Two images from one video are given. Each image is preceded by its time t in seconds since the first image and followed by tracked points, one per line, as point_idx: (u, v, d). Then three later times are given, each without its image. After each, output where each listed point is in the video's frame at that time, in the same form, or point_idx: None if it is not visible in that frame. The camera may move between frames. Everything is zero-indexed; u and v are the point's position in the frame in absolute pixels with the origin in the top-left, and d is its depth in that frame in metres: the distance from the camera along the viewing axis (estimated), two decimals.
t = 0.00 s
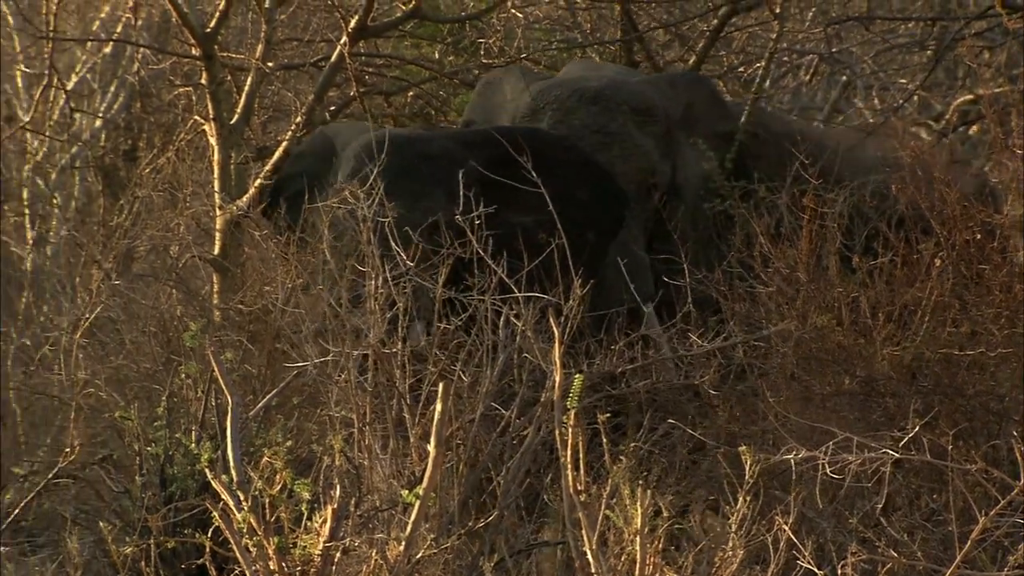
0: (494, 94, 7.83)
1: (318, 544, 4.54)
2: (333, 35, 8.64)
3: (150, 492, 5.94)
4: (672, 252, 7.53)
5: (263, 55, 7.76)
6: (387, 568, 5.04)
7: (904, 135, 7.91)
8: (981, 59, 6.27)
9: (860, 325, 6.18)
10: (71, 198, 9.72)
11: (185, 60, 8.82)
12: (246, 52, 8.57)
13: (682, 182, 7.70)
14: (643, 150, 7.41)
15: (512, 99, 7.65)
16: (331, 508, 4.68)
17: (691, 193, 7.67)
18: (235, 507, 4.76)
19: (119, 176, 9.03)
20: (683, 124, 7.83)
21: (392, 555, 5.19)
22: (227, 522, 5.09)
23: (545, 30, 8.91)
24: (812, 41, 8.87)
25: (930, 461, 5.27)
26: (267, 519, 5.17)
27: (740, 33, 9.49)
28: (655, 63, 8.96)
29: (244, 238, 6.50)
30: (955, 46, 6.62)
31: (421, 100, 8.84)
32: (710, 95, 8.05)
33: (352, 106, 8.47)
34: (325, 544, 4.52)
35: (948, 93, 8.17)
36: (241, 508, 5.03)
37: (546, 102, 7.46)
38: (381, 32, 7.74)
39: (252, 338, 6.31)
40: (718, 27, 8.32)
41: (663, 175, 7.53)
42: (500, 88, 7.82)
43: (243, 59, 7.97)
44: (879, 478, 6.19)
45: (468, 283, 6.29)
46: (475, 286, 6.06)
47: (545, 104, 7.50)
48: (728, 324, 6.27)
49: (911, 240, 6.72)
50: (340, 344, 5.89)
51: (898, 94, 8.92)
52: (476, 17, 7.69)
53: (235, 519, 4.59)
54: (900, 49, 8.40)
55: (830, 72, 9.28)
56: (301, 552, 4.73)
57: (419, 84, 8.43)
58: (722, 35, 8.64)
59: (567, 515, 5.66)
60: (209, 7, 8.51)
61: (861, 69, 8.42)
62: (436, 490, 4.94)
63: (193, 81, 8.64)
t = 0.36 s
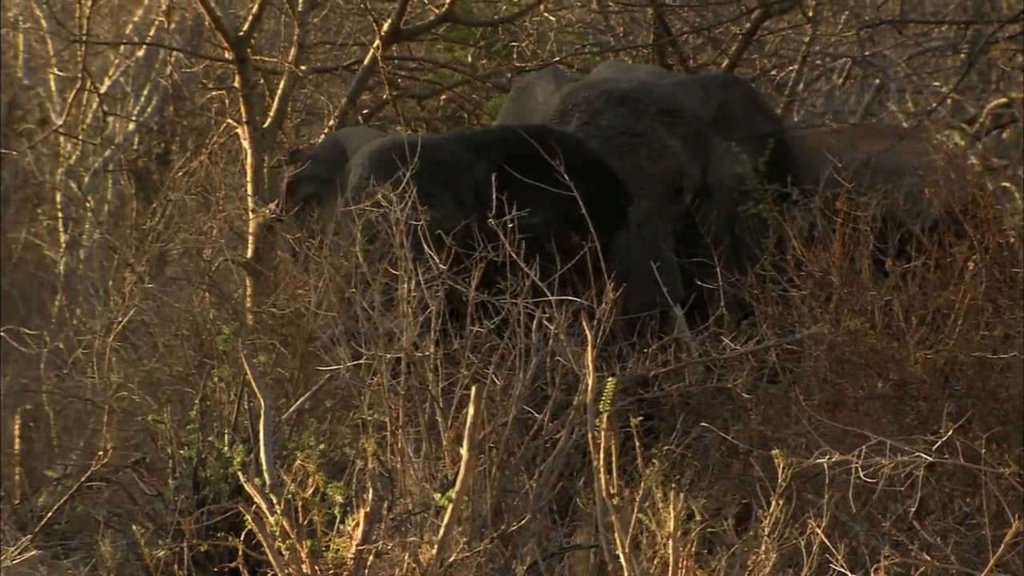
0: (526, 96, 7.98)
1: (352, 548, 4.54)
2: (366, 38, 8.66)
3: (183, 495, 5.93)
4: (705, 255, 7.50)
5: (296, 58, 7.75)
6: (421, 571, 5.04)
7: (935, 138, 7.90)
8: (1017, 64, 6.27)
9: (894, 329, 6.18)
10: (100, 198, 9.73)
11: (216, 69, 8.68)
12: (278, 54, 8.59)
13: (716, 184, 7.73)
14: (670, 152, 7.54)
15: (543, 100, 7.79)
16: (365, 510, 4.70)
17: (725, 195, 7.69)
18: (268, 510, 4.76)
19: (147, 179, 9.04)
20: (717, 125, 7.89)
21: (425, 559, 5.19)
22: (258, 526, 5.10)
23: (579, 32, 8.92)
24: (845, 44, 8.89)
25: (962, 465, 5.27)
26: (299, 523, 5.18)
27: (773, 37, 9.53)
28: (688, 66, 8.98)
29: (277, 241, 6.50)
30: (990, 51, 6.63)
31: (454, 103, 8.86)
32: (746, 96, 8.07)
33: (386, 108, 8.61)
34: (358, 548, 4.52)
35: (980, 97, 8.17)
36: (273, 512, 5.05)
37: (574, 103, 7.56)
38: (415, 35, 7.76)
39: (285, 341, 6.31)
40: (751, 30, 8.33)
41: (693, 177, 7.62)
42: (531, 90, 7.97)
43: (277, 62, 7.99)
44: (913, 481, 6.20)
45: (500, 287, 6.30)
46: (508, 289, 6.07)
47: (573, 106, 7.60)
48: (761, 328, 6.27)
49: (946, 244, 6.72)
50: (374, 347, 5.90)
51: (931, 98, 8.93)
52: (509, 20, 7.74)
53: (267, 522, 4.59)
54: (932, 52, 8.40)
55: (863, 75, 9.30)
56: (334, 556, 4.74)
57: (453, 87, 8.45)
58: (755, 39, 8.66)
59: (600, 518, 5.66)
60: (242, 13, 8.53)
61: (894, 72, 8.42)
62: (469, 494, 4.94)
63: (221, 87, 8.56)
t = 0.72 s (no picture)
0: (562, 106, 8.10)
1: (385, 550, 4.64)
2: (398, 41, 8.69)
3: (215, 497, 5.94)
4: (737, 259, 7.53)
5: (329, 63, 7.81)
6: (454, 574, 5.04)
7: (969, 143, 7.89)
8: None
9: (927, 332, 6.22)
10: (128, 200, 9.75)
11: (247, 81, 8.71)
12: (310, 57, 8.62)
13: (748, 191, 7.77)
14: (699, 160, 7.62)
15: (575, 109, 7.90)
16: (398, 515, 4.84)
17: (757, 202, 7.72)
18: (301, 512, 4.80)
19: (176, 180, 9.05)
20: (748, 133, 7.92)
21: (459, 560, 5.21)
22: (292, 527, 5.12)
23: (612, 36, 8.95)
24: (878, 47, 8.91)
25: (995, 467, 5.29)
26: (333, 526, 5.18)
27: (805, 40, 9.54)
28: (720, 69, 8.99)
29: (310, 243, 6.50)
30: None
31: (486, 106, 8.87)
32: (778, 103, 8.10)
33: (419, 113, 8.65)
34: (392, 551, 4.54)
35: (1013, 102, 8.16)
36: (307, 513, 5.07)
37: (602, 113, 7.65)
38: (447, 39, 7.83)
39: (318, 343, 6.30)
40: (783, 34, 8.36)
41: (725, 185, 7.67)
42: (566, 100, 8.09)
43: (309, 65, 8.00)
44: (945, 484, 6.20)
45: (534, 290, 6.34)
46: (541, 291, 6.08)
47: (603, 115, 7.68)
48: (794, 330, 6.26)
49: (982, 247, 6.72)
50: (407, 350, 5.90)
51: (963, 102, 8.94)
52: (543, 23, 7.78)
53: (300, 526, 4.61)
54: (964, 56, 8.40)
55: (896, 78, 9.31)
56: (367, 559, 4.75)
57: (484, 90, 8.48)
58: (788, 42, 8.68)
59: (632, 520, 5.68)
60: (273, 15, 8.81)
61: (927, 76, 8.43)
62: (503, 497, 4.95)
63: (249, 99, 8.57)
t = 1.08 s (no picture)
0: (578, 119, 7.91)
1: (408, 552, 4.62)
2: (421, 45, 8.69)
3: (238, 501, 5.93)
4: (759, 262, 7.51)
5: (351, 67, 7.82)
6: None
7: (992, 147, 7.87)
8: None
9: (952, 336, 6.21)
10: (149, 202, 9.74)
11: (269, 84, 8.72)
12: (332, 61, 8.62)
13: (767, 196, 7.82)
14: (715, 166, 7.53)
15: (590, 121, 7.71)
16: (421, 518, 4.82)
17: (775, 206, 7.79)
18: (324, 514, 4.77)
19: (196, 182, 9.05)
20: (765, 139, 8.03)
21: (481, 564, 5.20)
22: (315, 531, 5.13)
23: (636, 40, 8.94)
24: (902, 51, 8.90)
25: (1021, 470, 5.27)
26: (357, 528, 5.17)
27: (828, 43, 9.54)
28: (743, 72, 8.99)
29: (333, 247, 6.49)
30: None
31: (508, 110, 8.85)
32: (793, 109, 8.22)
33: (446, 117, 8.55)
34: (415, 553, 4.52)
35: None
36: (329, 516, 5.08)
37: (618, 122, 7.51)
38: (472, 43, 7.92)
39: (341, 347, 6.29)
40: (807, 37, 8.35)
41: (745, 191, 7.65)
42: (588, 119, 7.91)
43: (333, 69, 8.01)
44: (969, 489, 6.19)
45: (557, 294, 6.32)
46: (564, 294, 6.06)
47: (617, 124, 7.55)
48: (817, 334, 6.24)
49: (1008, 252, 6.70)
50: (430, 354, 5.89)
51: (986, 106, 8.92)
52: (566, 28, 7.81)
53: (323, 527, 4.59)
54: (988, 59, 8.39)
55: (919, 81, 9.30)
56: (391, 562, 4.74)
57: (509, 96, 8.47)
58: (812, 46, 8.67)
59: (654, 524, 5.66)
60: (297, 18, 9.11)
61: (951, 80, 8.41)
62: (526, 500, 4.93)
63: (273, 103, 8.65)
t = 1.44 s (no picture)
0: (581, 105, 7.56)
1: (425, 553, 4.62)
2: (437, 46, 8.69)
3: (255, 502, 5.93)
4: (776, 262, 7.36)
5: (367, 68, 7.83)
6: None
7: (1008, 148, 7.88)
8: None
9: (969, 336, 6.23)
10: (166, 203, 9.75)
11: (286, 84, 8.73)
12: (349, 62, 8.63)
13: (777, 181, 7.52)
14: (724, 152, 7.24)
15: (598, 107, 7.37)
16: (438, 520, 4.82)
17: (785, 191, 7.47)
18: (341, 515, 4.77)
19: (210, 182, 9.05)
20: (777, 124, 7.65)
21: (498, 565, 5.20)
22: (332, 531, 5.12)
23: (652, 40, 8.95)
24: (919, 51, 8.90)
25: None
26: (374, 529, 5.17)
27: (845, 43, 9.55)
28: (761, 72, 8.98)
29: (350, 249, 6.49)
30: None
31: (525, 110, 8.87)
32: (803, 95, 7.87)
33: (459, 113, 8.62)
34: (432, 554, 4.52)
35: None
36: (347, 518, 5.07)
37: (625, 106, 7.15)
38: (488, 43, 8.04)
39: (359, 348, 6.29)
40: (824, 38, 8.35)
41: (755, 176, 7.41)
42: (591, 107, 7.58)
43: (350, 70, 8.06)
44: (986, 490, 6.20)
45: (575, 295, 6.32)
46: (582, 294, 6.06)
47: (626, 109, 7.19)
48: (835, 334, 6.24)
49: None
50: (447, 354, 5.89)
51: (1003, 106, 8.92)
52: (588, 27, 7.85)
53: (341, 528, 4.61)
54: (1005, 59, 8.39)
55: (937, 82, 9.31)
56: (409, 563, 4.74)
57: (524, 94, 8.45)
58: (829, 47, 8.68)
59: (672, 525, 5.66)
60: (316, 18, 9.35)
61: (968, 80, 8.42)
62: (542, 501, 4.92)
63: (289, 103, 8.83)
